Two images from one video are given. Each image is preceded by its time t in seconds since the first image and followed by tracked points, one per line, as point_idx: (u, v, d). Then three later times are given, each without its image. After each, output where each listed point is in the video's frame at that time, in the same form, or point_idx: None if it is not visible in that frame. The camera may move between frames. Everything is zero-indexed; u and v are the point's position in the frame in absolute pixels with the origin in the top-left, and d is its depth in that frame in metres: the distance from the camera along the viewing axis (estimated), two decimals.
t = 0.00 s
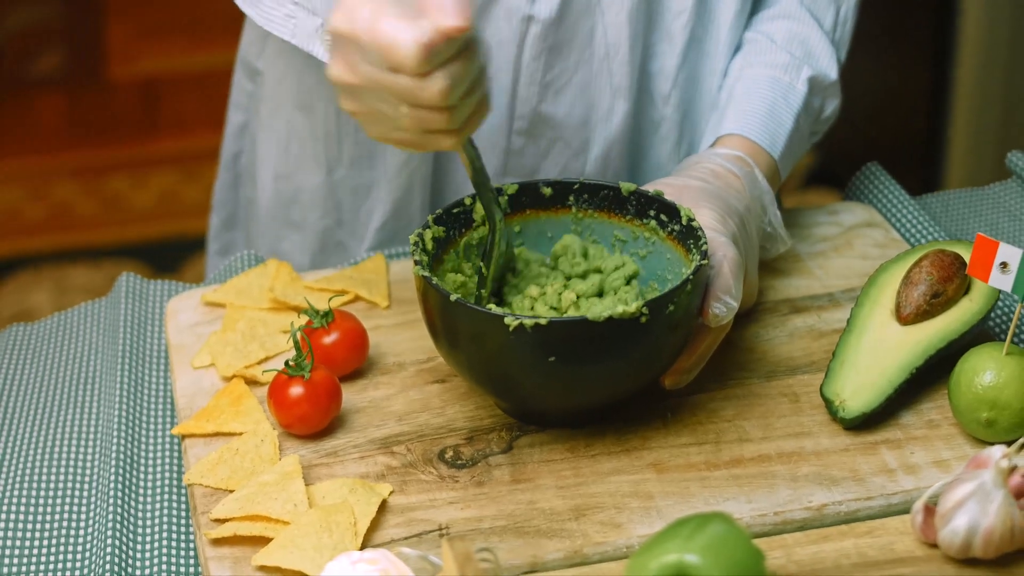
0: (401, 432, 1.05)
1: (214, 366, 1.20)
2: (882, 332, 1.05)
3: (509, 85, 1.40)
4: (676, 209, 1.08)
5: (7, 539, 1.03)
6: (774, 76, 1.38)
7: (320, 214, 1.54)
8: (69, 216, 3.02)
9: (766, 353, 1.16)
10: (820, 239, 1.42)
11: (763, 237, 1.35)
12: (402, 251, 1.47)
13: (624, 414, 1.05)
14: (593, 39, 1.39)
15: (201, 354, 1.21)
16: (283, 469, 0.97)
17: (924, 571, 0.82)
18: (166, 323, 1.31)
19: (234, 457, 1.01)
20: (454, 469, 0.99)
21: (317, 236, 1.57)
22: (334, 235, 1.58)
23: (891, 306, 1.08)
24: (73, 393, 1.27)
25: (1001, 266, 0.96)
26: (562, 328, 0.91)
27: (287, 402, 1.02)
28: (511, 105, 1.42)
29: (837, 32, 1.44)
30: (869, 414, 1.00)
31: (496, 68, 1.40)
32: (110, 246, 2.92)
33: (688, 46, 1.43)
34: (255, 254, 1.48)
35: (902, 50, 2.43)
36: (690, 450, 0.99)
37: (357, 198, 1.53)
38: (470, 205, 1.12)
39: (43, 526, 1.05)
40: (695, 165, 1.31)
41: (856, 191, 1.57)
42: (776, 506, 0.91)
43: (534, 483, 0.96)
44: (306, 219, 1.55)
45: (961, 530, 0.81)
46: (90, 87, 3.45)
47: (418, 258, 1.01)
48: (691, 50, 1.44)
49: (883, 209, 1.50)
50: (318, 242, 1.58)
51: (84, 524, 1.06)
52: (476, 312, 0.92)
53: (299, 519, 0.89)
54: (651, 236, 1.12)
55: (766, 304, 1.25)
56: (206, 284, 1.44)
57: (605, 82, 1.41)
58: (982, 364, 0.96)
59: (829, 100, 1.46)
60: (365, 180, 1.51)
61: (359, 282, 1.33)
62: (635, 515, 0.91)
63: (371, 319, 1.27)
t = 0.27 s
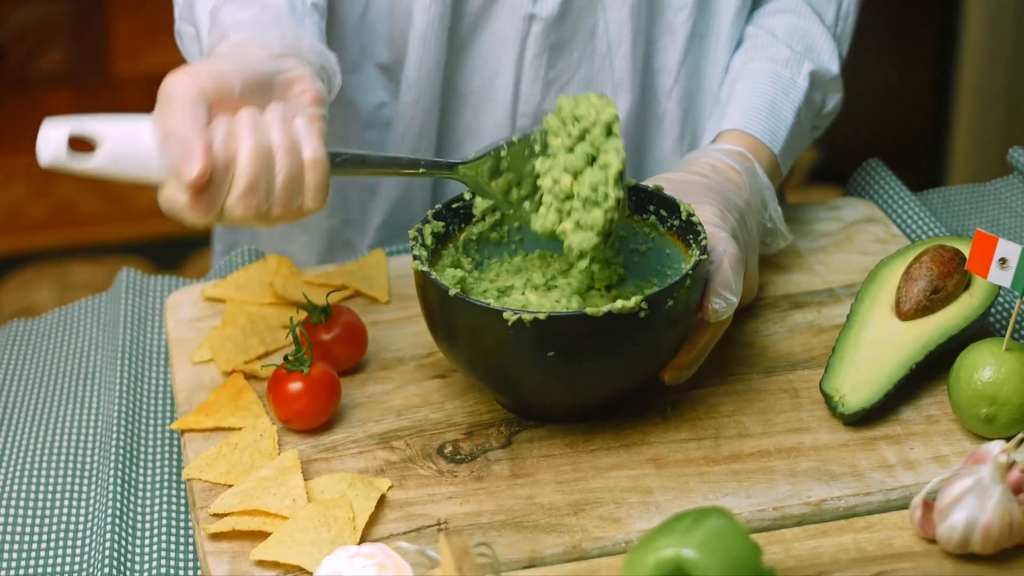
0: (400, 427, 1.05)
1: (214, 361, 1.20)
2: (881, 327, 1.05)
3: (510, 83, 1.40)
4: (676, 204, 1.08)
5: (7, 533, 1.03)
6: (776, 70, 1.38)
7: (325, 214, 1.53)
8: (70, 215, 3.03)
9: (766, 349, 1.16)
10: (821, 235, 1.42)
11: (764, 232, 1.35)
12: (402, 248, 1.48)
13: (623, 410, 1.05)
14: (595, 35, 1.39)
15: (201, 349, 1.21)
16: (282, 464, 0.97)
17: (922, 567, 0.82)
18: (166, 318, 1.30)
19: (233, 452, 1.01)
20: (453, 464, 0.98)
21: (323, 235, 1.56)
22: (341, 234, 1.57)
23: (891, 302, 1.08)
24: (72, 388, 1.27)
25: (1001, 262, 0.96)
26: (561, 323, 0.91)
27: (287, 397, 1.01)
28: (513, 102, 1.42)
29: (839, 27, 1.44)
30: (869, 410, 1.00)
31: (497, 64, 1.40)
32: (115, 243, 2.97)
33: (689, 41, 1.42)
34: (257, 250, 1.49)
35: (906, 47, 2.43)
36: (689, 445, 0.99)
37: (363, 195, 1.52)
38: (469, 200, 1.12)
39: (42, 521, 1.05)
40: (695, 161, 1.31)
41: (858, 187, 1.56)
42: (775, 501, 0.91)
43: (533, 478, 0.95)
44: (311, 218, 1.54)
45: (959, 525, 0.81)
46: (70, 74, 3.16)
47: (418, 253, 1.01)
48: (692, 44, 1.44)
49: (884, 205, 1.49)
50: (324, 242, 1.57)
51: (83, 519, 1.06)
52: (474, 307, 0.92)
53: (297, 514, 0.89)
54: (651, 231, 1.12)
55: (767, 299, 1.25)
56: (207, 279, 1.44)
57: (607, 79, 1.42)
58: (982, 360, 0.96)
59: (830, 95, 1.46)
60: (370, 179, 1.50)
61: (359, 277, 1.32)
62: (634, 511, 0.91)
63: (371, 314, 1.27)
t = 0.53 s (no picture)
0: (403, 426, 1.05)
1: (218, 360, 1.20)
2: (884, 327, 1.05)
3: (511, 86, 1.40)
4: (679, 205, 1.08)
5: (10, 531, 1.04)
6: (781, 66, 1.38)
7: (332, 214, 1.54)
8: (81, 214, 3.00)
9: (768, 348, 1.16)
10: (825, 235, 1.42)
11: (768, 232, 1.35)
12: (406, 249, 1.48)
13: (626, 409, 1.05)
14: (596, 38, 1.39)
15: (205, 347, 1.21)
16: (285, 463, 0.97)
17: (923, 567, 0.82)
18: (171, 316, 1.31)
19: (236, 451, 1.01)
20: (455, 463, 0.99)
21: (328, 236, 1.56)
22: (346, 236, 1.57)
23: (895, 301, 1.08)
24: (76, 386, 1.27)
25: (1004, 262, 0.96)
26: (564, 323, 0.91)
27: (290, 396, 1.02)
28: (514, 106, 1.41)
29: (846, 20, 1.43)
30: (871, 409, 1.00)
31: (499, 67, 1.40)
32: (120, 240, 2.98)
33: (693, 37, 1.43)
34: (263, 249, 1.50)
35: (912, 43, 2.40)
36: (692, 445, 0.99)
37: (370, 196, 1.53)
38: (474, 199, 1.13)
39: (45, 519, 1.06)
40: (699, 160, 1.31)
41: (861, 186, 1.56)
42: (777, 501, 0.91)
43: (535, 478, 0.96)
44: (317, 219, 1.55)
45: (960, 525, 0.81)
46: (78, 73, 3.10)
47: (419, 253, 1.02)
48: (696, 40, 1.43)
49: (887, 204, 1.49)
50: (330, 242, 1.58)
51: (86, 517, 1.06)
52: (475, 307, 0.92)
53: (300, 513, 0.89)
54: (653, 232, 1.12)
55: (769, 299, 1.25)
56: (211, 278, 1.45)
57: (609, 80, 1.41)
58: (984, 360, 0.96)
59: (838, 89, 1.46)
60: (377, 181, 1.52)
61: (362, 277, 1.33)
62: (635, 510, 0.91)
63: (374, 313, 1.27)
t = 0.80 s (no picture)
0: (407, 430, 1.05)
1: (221, 364, 1.20)
2: (888, 331, 1.05)
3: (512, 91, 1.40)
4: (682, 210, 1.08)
5: (15, 535, 1.04)
6: (784, 69, 1.38)
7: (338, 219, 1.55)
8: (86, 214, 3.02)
9: (772, 352, 1.16)
10: (829, 238, 1.42)
11: (772, 235, 1.35)
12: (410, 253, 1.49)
13: (629, 413, 1.05)
14: (596, 43, 1.38)
15: (208, 351, 1.21)
16: (289, 466, 0.97)
17: (927, 570, 0.82)
18: (176, 319, 1.31)
19: (240, 454, 1.01)
20: (459, 466, 0.99)
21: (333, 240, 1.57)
22: (351, 240, 1.58)
23: (899, 304, 1.08)
24: (81, 390, 1.27)
25: (1008, 266, 0.96)
26: (567, 327, 0.91)
27: (294, 399, 1.02)
28: (514, 111, 1.41)
29: (850, 21, 1.44)
30: (874, 413, 1.00)
31: (499, 73, 1.40)
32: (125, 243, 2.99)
33: (694, 38, 1.43)
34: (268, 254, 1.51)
35: (915, 43, 2.38)
36: (695, 448, 0.99)
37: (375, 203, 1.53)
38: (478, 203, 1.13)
39: (50, 522, 1.06)
40: (703, 164, 1.31)
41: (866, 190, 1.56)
42: (781, 504, 0.91)
43: (538, 481, 0.96)
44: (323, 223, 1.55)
45: (964, 528, 0.81)
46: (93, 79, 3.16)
47: (421, 257, 1.02)
48: (698, 42, 1.44)
49: (891, 208, 1.49)
50: (335, 247, 1.58)
51: (90, 521, 1.06)
52: (477, 311, 0.92)
53: (304, 516, 0.90)
54: (657, 237, 1.12)
55: (773, 302, 1.25)
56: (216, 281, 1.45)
57: (610, 85, 1.41)
58: (988, 364, 0.96)
59: (841, 91, 1.46)
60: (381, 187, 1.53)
61: (366, 280, 1.33)
62: (639, 514, 0.91)
63: (378, 317, 1.28)
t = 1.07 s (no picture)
0: (409, 438, 1.05)
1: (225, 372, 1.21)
2: (889, 339, 1.06)
3: (512, 102, 1.40)
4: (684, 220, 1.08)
5: (19, 543, 1.04)
6: (785, 78, 1.38)
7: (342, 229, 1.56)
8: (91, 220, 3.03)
9: (774, 360, 1.16)
10: (830, 247, 1.42)
11: (774, 243, 1.36)
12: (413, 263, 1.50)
13: (631, 422, 1.05)
14: (597, 56, 1.39)
15: (212, 360, 1.22)
16: (291, 474, 0.98)
17: None
18: (179, 327, 1.31)
19: (243, 463, 1.01)
20: (461, 475, 0.99)
21: (338, 249, 1.58)
22: (355, 250, 1.59)
23: (900, 313, 1.08)
24: (84, 398, 1.28)
25: (1009, 275, 0.96)
26: (568, 335, 0.91)
27: (296, 408, 1.02)
28: (515, 124, 1.42)
29: (850, 29, 1.44)
30: (875, 421, 1.00)
31: (500, 86, 1.40)
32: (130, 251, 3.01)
33: (695, 49, 1.43)
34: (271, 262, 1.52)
35: (917, 51, 2.38)
36: (697, 457, 0.99)
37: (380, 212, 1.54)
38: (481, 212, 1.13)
39: (53, 531, 1.06)
40: (704, 173, 1.32)
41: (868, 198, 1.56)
42: (782, 513, 0.91)
43: (540, 490, 0.96)
44: (327, 233, 1.57)
45: (965, 537, 0.81)
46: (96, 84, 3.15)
47: (422, 264, 1.02)
48: (699, 52, 1.44)
49: (893, 216, 1.50)
50: (339, 256, 1.59)
51: (93, 529, 1.06)
52: (477, 320, 0.93)
53: (306, 525, 0.90)
54: (659, 247, 1.12)
55: (775, 311, 1.26)
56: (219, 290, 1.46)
57: (612, 100, 1.41)
58: (990, 373, 0.96)
59: (843, 98, 1.47)
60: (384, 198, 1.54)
61: (369, 289, 1.33)
62: (641, 522, 0.91)
63: (380, 326, 1.28)
